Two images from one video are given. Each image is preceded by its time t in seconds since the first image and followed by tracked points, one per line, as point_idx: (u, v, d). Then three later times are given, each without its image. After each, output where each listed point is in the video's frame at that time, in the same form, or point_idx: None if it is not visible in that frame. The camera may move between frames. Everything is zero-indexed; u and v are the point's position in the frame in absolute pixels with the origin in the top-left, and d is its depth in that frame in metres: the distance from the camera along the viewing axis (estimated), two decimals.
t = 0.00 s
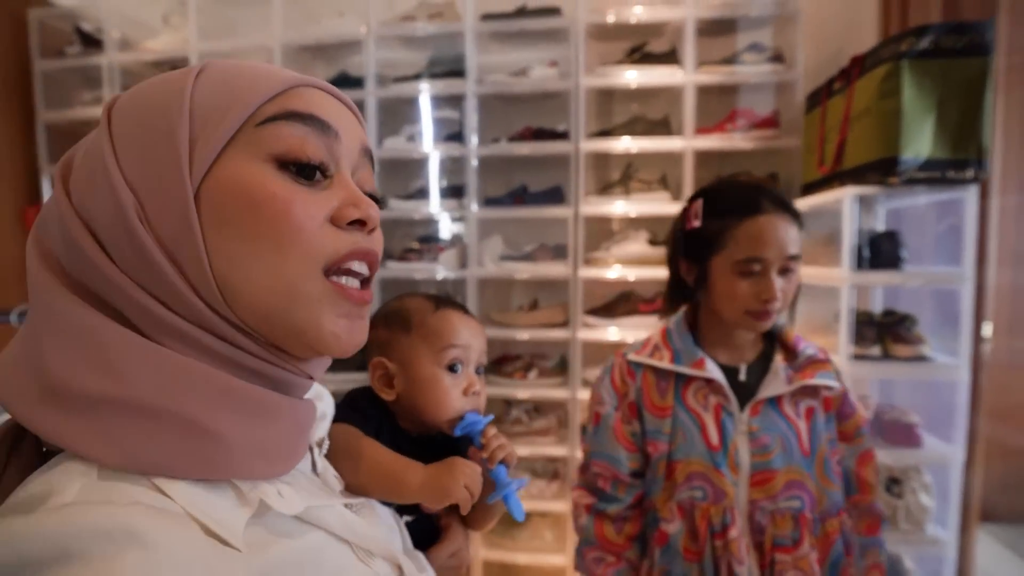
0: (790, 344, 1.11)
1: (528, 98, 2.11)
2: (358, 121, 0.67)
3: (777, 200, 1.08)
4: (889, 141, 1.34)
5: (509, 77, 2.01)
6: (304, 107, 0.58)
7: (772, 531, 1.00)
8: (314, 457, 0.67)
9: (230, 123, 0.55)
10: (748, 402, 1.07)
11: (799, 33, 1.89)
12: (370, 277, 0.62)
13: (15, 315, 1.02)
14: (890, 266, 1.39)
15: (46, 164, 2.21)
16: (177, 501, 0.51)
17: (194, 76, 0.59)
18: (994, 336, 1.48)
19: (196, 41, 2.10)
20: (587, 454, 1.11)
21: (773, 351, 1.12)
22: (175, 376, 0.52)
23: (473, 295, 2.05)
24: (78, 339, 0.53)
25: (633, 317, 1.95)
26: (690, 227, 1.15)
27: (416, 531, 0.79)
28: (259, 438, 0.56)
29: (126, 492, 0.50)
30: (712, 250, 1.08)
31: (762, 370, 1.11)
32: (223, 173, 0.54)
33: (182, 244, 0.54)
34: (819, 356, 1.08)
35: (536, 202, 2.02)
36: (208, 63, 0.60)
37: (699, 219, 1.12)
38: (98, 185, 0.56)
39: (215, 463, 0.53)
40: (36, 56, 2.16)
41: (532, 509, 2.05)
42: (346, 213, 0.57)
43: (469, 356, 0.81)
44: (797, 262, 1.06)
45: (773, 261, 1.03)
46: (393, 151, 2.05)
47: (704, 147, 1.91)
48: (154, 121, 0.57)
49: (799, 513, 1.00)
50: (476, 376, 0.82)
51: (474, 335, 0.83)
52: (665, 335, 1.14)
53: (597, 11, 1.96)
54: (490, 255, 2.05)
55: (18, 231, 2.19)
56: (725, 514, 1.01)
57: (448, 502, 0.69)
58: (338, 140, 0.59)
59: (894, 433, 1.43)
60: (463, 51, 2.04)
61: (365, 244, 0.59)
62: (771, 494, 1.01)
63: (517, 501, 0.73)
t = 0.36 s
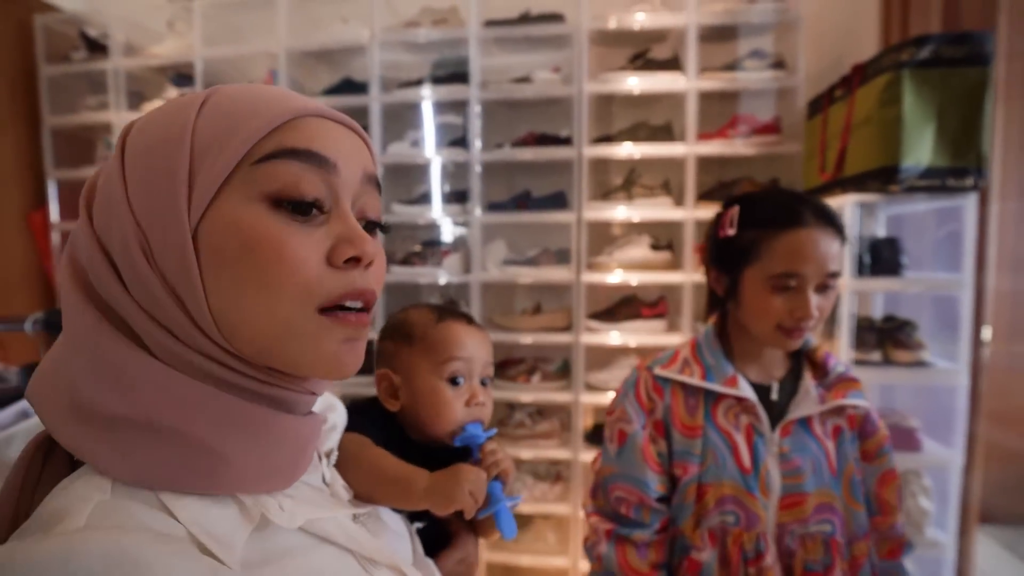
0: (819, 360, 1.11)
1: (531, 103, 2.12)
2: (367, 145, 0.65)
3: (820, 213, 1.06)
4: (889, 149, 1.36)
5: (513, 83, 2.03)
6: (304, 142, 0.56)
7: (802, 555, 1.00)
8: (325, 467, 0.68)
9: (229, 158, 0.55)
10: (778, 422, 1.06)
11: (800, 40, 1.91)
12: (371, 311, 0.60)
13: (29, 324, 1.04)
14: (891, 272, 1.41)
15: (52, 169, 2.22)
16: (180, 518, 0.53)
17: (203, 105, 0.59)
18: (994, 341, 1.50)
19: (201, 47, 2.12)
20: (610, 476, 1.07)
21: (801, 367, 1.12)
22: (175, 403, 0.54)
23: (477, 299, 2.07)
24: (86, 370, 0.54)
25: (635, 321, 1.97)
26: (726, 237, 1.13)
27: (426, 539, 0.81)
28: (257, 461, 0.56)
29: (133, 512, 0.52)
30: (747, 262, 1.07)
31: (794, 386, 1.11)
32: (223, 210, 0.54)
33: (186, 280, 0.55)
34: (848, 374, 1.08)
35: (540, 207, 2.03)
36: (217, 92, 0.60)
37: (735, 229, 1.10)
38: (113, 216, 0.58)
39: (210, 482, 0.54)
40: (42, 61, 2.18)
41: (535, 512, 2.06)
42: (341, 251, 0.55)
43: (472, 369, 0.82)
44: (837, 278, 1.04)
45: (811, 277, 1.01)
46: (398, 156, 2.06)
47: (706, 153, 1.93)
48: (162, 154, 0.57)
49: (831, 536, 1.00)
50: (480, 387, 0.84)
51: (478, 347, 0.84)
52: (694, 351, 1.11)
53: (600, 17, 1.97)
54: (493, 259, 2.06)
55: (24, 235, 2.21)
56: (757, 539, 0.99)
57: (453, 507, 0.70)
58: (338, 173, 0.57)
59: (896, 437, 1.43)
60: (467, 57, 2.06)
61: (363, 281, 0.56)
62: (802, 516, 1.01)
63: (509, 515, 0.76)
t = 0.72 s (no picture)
0: (804, 365, 1.00)
1: (538, 104, 2.12)
2: (393, 156, 0.64)
3: (802, 213, 0.89)
4: (898, 152, 1.37)
5: (521, 83, 2.03)
6: (322, 154, 0.56)
7: None
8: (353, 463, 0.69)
9: (253, 172, 0.55)
10: (773, 437, 0.93)
11: (808, 42, 1.92)
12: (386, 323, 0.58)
13: (47, 325, 1.04)
14: (899, 275, 1.41)
15: (58, 169, 2.22)
16: (203, 498, 0.54)
17: (239, 119, 0.59)
18: (1001, 341, 1.51)
19: (208, 47, 2.12)
20: (608, 525, 0.89)
21: (786, 376, 1.00)
22: (202, 399, 0.55)
23: (484, 300, 2.08)
24: (132, 370, 0.57)
25: (643, 321, 1.98)
26: (699, 241, 0.96)
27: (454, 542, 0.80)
28: (275, 455, 0.57)
29: (163, 489, 0.53)
30: (721, 273, 0.90)
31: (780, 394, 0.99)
32: (244, 222, 0.54)
33: (214, 291, 0.56)
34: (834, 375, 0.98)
35: (547, 207, 2.04)
36: (253, 107, 0.61)
37: (710, 233, 0.93)
38: (159, 230, 0.60)
39: (233, 469, 0.55)
40: (48, 61, 2.18)
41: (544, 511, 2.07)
42: (352, 262, 0.54)
43: (506, 382, 0.81)
44: (824, 287, 0.87)
45: (795, 287, 0.85)
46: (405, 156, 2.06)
47: (714, 154, 1.93)
48: (197, 168, 0.58)
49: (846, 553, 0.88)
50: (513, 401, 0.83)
51: (516, 360, 0.83)
52: (682, 369, 0.94)
53: (607, 19, 1.97)
54: (501, 260, 2.07)
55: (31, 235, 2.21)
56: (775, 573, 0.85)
57: (468, 516, 0.68)
58: (354, 184, 0.56)
59: (906, 439, 1.45)
60: (475, 57, 2.06)
61: (373, 292, 0.55)
62: (816, 538, 0.88)
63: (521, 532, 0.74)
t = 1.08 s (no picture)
0: (770, 367, 0.93)
1: (538, 106, 2.13)
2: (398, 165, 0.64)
3: (785, 217, 0.78)
4: (895, 153, 1.37)
5: (520, 85, 2.04)
6: (325, 162, 0.57)
7: None
8: (359, 455, 0.69)
9: (262, 176, 0.56)
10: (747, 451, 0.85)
11: (807, 43, 1.92)
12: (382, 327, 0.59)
13: (52, 326, 1.05)
14: (897, 275, 1.42)
15: (60, 171, 2.23)
16: (207, 475, 0.55)
17: (254, 128, 0.61)
18: (999, 341, 1.51)
19: (209, 49, 2.13)
20: (586, 567, 0.77)
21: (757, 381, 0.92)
22: (212, 388, 0.56)
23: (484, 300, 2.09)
24: (155, 362, 0.59)
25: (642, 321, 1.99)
26: (669, 246, 0.84)
27: (462, 538, 0.81)
28: (276, 441, 0.58)
29: (170, 465, 0.55)
30: (693, 281, 0.79)
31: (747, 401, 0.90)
32: (249, 225, 0.55)
33: (225, 291, 0.57)
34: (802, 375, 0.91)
35: (547, 208, 2.05)
36: (269, 119, 0.62)
37: (682, 239, 0.81)
38: (184, 236, 0.62)
39: (241, 452, 0.57)
40: (50, 64, 2.19)
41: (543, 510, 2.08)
42: (348, 261, 0.54)
43: (519, 376, 0.81)
44: (805, 297, 0.77)
45: (776, 300, 0.74)
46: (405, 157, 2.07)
47: (713, 155, 1.94)
48: (215, 175, 0.60)
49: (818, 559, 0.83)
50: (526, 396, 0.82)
51: (528, 354, 0.83)
52: (659, 388, 0.81)
53: (606, 20, 1.98)
54: (501, 260, 2.08)
55: (33, 237, 2.22)
56: None
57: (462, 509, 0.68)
58: (354, 188, 0.57)
59: (904, 439, 1.45)
60: (474, 59, 2.07)
61: (365, 293, 0.55)
62: (792, 550, 0.81)
63: (521, 531, 0.72)
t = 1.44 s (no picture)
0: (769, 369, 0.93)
1: (542, 106, 2.14)
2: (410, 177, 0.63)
3: (791, 212, 0.77)
4: (901, 153, 1.37)
5: (524, 85, 2.04)
6: (335, 184, 0.56)
7: None
8: (370, 453, 0.70)
9: (277, 192, 0.56)
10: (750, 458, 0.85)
11: (811, 43, 1.92)
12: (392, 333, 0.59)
13: (62, 325, 1.05)
14: (902, 276, 1.42)
15: (66, 171, 2.25)
16: (224, 462, 0.56)
17: (277, 133, 0.62)
18: (1005, 342, 1.51)
19: (214, 50, 2.14)
20: None
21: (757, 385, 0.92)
22: (230, 381, 0.57)
23: (488, 301, 2.09)
24: (180, 356, 0.60)
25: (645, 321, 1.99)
26: (670, 248, 0.83)
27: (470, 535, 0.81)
28: (289, 433, 0.58)
29: (191, 453, 0.56)
30: (701, 283, 0.78)
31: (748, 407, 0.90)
32: (264, 235, 0.56)
33: (243, 295, 0.58)
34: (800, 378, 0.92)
35: (551, 208, 2.05)
36: (287, 126, 0.62)
37: (686, 239, 0.80)
38: (204, 235, 0.63)
39: (254, 442, 0.57)
40: (56, 65, 2.20)
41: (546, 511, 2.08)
42: (358, 276, 0.54)
43: (533, 383, 0.80)
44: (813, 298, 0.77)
45: (786, 302, 0.74)
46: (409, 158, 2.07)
47: (717, 155, 1.94)
48: (234, 181, 0.60)
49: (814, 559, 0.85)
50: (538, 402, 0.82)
51: (542, 362, 0.82)
52: (667, 398, 0.80)
53: (610, 21, 1.98)
54: (505, 261, 2.08)
55: (39, 237, 2.24)
56: None
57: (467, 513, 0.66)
58: (364, 203, 0.56)
59: (909, 440, 1.44)
60: (479, 59, 2.07)
61: (375, 306, 0.56)
62: (793, 556, 0.82)
63: (529, 534, 0.70)
